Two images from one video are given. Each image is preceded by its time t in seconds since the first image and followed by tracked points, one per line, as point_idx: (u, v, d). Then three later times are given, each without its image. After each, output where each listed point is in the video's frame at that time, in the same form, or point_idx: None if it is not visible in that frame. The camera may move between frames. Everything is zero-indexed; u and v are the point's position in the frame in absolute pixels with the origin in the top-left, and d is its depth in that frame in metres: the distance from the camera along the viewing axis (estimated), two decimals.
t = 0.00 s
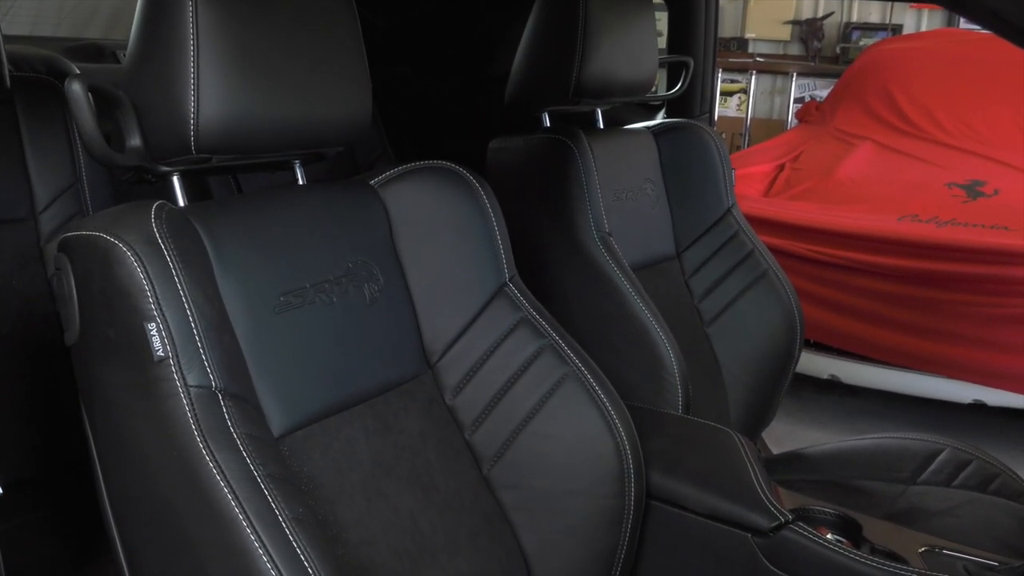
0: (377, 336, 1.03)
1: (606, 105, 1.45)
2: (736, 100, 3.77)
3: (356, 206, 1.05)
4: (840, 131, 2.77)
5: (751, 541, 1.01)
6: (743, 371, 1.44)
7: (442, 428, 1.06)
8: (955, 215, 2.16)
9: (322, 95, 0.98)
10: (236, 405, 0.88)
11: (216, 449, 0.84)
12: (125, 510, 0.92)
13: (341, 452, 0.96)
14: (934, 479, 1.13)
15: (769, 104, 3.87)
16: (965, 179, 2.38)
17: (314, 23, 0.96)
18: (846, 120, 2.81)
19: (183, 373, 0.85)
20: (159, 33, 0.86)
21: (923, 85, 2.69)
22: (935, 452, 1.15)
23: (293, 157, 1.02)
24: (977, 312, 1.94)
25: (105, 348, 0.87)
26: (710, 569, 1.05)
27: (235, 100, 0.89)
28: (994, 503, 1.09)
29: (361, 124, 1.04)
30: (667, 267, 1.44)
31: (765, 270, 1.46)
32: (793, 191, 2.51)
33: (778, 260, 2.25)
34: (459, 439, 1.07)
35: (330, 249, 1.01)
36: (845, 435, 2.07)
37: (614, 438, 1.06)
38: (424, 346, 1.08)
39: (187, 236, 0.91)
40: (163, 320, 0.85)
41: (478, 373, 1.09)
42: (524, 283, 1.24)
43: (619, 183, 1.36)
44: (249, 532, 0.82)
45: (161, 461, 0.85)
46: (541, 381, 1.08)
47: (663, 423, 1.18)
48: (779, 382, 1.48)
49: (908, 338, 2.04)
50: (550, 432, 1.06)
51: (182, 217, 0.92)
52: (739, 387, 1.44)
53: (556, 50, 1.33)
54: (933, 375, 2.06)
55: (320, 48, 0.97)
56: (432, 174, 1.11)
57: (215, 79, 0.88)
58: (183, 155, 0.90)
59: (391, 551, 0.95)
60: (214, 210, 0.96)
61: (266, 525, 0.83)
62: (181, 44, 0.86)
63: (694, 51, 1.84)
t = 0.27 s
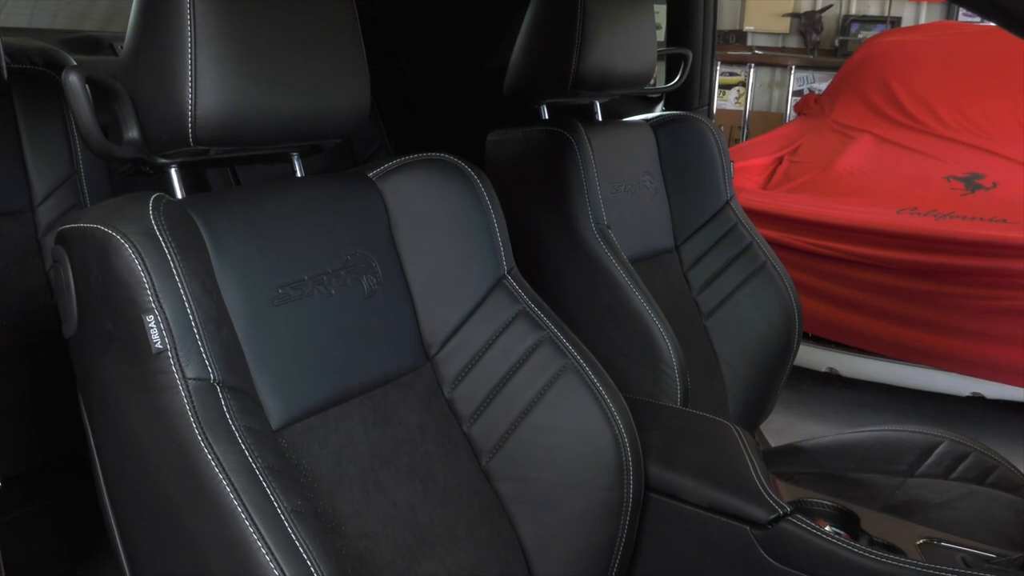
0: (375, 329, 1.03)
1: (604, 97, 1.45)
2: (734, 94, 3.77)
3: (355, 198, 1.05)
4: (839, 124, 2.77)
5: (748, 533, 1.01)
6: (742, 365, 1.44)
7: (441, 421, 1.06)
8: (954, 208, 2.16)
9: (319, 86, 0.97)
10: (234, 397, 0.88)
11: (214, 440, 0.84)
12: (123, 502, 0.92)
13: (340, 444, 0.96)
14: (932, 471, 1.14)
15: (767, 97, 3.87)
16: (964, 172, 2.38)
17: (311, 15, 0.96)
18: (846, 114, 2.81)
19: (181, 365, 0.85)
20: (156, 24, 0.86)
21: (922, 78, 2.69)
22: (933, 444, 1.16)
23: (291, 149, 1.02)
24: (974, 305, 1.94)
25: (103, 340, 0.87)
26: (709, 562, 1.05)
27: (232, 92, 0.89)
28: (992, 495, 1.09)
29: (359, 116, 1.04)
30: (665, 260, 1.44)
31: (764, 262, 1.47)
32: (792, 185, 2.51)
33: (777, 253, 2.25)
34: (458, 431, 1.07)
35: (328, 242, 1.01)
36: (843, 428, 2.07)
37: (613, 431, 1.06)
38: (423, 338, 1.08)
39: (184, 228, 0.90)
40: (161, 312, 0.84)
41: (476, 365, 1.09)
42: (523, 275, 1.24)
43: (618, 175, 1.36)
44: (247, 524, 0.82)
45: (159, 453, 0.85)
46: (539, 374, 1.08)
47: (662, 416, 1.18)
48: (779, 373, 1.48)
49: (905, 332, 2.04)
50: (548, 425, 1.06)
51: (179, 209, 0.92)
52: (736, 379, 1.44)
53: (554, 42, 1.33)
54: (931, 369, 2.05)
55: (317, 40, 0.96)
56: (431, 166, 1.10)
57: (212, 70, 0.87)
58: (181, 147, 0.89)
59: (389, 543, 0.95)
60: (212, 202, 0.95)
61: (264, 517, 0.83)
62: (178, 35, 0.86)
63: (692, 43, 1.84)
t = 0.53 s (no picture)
0: (373, 318, 1.03)
1: (603, 87, 1.44)
2: (733, 84, 3.75)
3: (353, 188, 1.05)
4: (838, 115, 2.77)
5: (747, 523, 1.02)
6: (740, 354, 1.44)
7: (439, 411, 1.06)
8: (952, 199, 2.16)
9: (317, 76, 0.97)
10: (232, 386, 0.88)
11: (212, 430, 0.84)
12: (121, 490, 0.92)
13: (338, 433, 0.96)
14: (929, 461, 1.14)
15: (766, 88, 3.85)
16: (962, 163, 2.38)
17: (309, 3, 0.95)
18: (845, 105, 2.80)
19: (178, 354, 0.84)
20: (153, 12, 0.86)
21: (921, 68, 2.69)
22: (930, 435, 1.17)
23: (288, 138, 1.01)
24: (971, 296, 1.94)
25: (101, 330, 0.87)
26: (707, 552, 1.05)
27: (230, 81, 0.89)
28: (990, 485, 1.09)
29: (356, 106, 1.04)
30: (664, 251, 1.44)
31: (763, 253, 1.46)
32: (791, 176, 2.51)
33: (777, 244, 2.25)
34: (456, 421, 1.07)
35: (326, 231, 1.01)
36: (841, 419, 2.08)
37: (610, 421, 1.06)
38: (421, 328, 1.08)
39: (182, 217, 0.90)
40: (159, 301, 0.84)
41: (475, 355, 1.09)
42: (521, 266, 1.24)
43: (617, 165, 1.36)
44: (245, 513, 0.82)
45: (158, 442, 0.85)
46: (538, 364, 1.08)
47: (661, 406, 1.18)
48: (775, 364, 1.47)
49: (904, 322, 2.04)
50: (546, 415, 1.06)
51: (177, 198, 0.92)
52: (735, 371, 1.45)
53: (553, 32, 1.33)
54: (930, 360, 2.05)
55: (315, 29, 0.96)
56: (429, 156, 1.10)
57: (210, 59, 0.87)
58: (179, 136, 0.89)
59: (388, 532, 0.95)
60: (210, 191, 0.95)
61: (263, 506, 0.83)
62: (175, 23, 0.85)
63: (691, 33, 1.84)
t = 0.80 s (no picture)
0: (372, 306, 1.03)
1: (602, 75, 1.44)
2: (732, 73, 3.75)
3: (351, 176, 1.05)
4: (837, 103, 2.76)
5: (745, 511, 1.02)
6: (740, 341, 1.45)
7: (438, 398, 1.06)
8: (951, 188, 2.16)
9: (315, 62, 0.97)
10: (231, 372, 0.88)
11: (210, 416, 0.84)
12: (121, 476, 0.92)
13: (337, 420, 0.96)
14: (928, 449, 1.14)
15: (766, 76, 3.84)
16: (961, 152, 2.38)
17: None
18: (845, 94, 2.79)
19: (177, 341, 0.84)
20: None
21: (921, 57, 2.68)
22: (929, 422, 1.16)
23: (287, 125, 1.01)
24: (971, 284, 1.94)
25: (100, 316, 0.87)
26: (705, 540, 1.06)
27: (228, 67, 0.88)
28: (988, 473, 1.10)
29: (355, 93, 1.04)
30: (663, 239, 1.44)
31: (762, 241, 1.47)
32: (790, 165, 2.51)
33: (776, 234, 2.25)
34: (455, 408, 1.08)
35: (325, 219, 1.01)
36: (839, 406, 2.08)
37: (609, 409, 1.05)
38: (420, 315, 1.08)
39: (181, 204, 0.90)
40: (158, 289, 0.84)
41: (473, 342, 1.09)
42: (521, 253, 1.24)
43: (616, 154, 1.36)
44: (244, 500, 0.83)
45: (157, 428, 0.85)
46: (536, 351, 1.08)
47: (660, 394, 1.18)
48: (773, 352, 1.48)
49: (903, 311, 2.05)
50: (545, 402, 1.06)
51: (176, 185, 0.92)
52: (733, 358, 1.45)
53: (552, 20, 1.32)
54: (929, 348, 2.06)
55: (313, 15, 0.96)
56: (428, 143, 1.10)
57: (208, 45, 0.86)
58: (177, 122, 0.89)
59: (387, 519, 0.95)
60: (209, 178, 0.95)
61: (262, 493, 0.84)
62: (173, 9, 0.85)
63: (691, 21, 1.83)
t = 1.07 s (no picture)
0: (371, 292, 1.02)
1: (603, 62, 1.44)
2: (733, 61, 3.76)
3: (351, 161, 1.04)
4: (839, 91, 2.76)
5: (745, 497, 1.02)
6: (739, 328, 1.45)
7: (438, 384, 1.06)
8: (952, 175, 2.15)
9: (315, 47, 0.96)
10: (230, 357, 0.88)
11: (210, 401, 0.84)
12: (120, 460, 0.92)
13: (336, 406, 0.96)
14: (926, 437, 1.14)
15: (767, 64, 3.83)
16: (962, 140, 2.37)
17: None
18: (846, 82, 2.79)
19: (177, 326, 0.84)
20: None
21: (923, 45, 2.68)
22: (928, 410, 1.16)
23: (287, 109, 1.01)
24: (971, 272, 1.94)
25: (100, 301, 0.87)
26: (705, 527, 1.06)
27: (228, 50, 0.88)
28: (986, 461, 1.09)
29: (354, 78, 1.03)
30: (663, 227, 1.44)
31: (762, 228, 1.46)
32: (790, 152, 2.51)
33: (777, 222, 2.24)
34: (455, 394, 1.08)
35: (325, 204, 1.01)
36: (838, 394, 2.09)
37: (609, 396, 1.05)
38: (420, 302, 1.08)
39: (181, 188, 0.90)
40: (158, 273, 0.84)
41: (473, 329, 1.09)
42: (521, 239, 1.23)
43: (616, 140, 1.35)
44: (244, 485, 0.83)
45: (157, 412, 0.86)
46: (536, 338, 1.08)
47: (659, 381, 1.18)
48: (771, 339, 1.48)
49: (904, 300, 2.05)
50: (544, 389, 1.06)
51: (176, 169, 0.92)
52: (732, 346, 1.45)
53: (553, 6, 1.32)
54: (930, 337, 2.06)
55: None
56: (428, 129, 1.09)
57: (207, 28, 0.86)
58: (177, 107, 0.88)
59: (387, 504, 0.95)
60: (208, 162, 0.95)
61: (262, 478, 0.84)
62: None
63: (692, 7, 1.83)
